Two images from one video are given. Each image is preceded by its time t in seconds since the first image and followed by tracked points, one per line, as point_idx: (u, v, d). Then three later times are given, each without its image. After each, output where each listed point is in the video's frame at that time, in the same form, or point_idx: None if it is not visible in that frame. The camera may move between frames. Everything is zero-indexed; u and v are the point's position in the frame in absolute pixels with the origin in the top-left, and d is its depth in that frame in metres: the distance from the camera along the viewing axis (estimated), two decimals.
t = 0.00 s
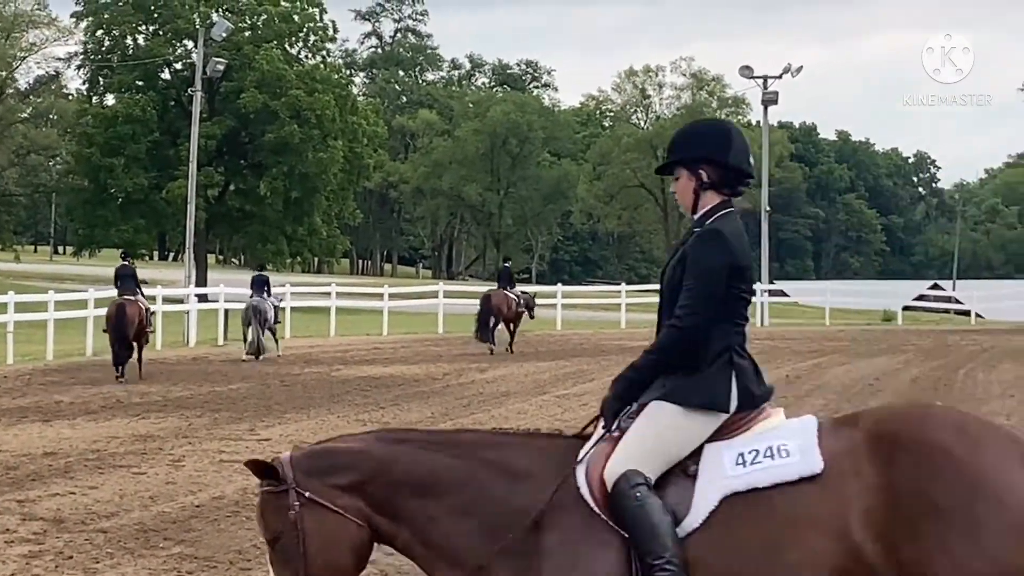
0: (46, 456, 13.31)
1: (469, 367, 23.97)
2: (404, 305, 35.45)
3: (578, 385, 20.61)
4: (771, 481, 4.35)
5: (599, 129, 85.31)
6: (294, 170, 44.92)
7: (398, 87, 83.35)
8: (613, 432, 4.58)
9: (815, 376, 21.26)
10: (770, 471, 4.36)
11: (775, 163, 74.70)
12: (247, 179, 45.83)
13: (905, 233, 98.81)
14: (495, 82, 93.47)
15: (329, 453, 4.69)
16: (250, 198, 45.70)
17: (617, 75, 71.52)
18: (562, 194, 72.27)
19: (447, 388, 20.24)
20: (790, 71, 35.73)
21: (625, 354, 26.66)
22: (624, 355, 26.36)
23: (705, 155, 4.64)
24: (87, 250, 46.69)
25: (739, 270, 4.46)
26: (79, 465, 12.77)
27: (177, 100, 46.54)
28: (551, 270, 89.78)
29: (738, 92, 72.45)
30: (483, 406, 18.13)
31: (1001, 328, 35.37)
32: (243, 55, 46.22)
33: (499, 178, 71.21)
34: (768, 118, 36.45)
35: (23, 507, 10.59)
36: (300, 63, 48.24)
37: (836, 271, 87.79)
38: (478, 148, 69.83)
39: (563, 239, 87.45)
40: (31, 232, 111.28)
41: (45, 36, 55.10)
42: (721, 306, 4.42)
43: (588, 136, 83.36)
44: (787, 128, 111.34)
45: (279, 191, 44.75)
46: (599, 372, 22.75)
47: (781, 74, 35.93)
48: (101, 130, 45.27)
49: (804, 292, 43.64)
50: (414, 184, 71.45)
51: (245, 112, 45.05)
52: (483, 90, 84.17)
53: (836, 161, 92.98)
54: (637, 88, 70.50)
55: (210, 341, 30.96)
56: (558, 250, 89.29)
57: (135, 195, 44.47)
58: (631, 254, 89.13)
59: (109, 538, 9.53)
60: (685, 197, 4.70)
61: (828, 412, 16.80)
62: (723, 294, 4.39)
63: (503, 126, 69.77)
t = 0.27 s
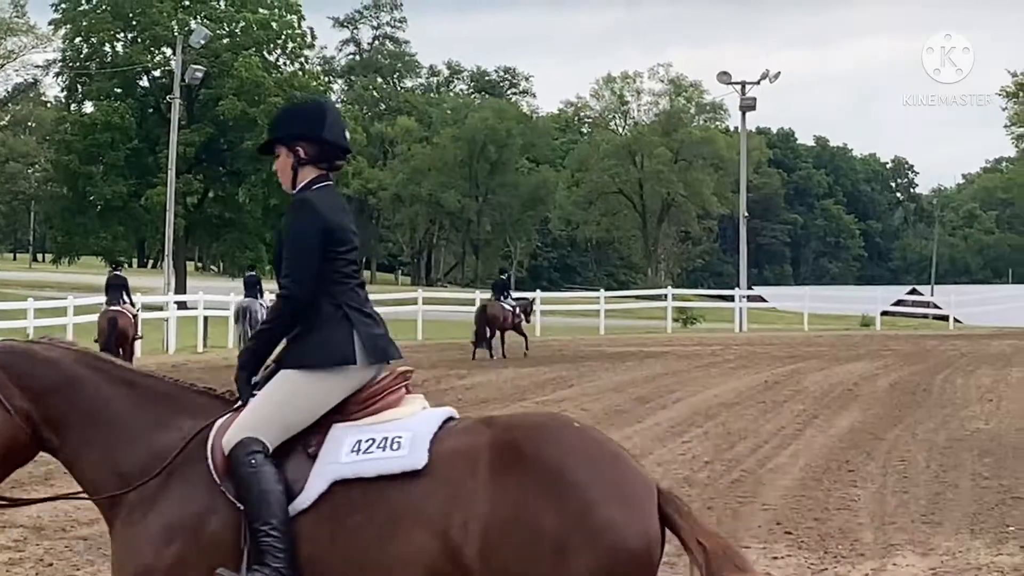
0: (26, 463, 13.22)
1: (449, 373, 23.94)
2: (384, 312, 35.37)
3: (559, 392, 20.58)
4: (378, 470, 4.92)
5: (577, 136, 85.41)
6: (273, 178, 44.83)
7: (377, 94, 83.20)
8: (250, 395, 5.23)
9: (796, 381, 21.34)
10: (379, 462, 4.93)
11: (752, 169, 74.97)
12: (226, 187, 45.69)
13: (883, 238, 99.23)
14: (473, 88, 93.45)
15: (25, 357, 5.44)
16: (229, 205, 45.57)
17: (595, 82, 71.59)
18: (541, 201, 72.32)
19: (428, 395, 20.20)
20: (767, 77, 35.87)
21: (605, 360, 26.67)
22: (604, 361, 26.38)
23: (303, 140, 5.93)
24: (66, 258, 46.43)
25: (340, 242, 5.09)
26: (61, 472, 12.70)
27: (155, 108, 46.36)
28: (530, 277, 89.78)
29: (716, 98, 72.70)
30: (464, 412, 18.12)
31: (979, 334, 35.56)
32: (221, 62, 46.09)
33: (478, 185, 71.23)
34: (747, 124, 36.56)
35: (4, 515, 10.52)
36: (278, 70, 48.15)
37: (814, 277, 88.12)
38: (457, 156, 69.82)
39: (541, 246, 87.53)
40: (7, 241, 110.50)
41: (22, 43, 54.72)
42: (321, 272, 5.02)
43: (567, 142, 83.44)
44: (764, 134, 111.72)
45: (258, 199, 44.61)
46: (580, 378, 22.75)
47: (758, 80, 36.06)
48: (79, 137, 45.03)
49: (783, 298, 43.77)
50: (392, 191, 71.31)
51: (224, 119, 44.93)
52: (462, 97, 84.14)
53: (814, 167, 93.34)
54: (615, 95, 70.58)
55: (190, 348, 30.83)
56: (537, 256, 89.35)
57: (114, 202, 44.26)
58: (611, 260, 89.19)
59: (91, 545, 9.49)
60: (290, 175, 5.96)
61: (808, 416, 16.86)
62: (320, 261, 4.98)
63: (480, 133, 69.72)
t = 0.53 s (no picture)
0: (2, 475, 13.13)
1: (427, 381, 23.90)
2: (362, 320, 35.26)
3: (537, 400, 20.55)
4: (12, 514, 4.53)
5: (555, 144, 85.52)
6: (251, 186, 44.70)
7: (354, 102, 83.06)
8: None
9: (773, 388, 21.40)
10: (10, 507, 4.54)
11: (730, 176, 75.24)
12: (203, 196, 45.53)
13: (860, 245, 99.66)
14: (451, 96, 93.48)
15: None
16: (207, 214, 45.42)
17: (572, 90, 71.68)
18: (519, 209, 72.39)
19: (406, 404, 20.16)
20: (744, 85, 35.98)
21: (583, 368, 26.68)
22: (583, 369, 26.37)
23: None
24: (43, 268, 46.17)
25: None
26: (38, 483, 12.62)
27: (133, 117, 46.17)
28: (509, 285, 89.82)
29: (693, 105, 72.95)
30: (443, 420, 18.09)
31: (955, 340, 35.70)
32: (199, 71, 45.96)
33: (456, 194, 71.23)
34: (723, 131, 36.66)
35: None
36: (256, 79, 48.01)
37: (792, 284, 88.44)
38: (435, 163, 69.83)
39: (519, 253, 87.63)
40: None
41: None
42: None
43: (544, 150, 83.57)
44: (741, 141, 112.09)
45: (236, 208, 44.46)
46: (558, 386, 22.76)
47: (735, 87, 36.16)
48: (57, 147, 44.81)
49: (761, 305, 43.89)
50: (370, 200, 71.18)
51: (201, 128, 44.78)
52: (440, 105, 84.18)
53: (791, 174, 93.72)
54: (593, 102, 70.68)
55: (168, 358, 30.65)
56: (515, 264, 89.43)
57: (92, 212, 44.04)
58: (589, 268, 89.31)
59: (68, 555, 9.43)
60: None
61: (786, 423, 16.91)
62: None
63: (458, 141, 69.96)
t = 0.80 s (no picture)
0: None
1: (400, 392, 23.70)
2: (335, 329, 35.05)
3: (511, 409, 20.41)
4: None
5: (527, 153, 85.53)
6: (223, 196, 44.41)
7: (327, 111, 82.80)
8: None
9: (747, 396, 21.34)
10: None
11: (703, 184, 75.44)
12: (176, 207, 45.21)
13: (833, 252, 100.00)
14: (424, 106, 93.40)
15: None
16: (180, 225, 45.12)
17: (545, 99, 71.59)
18: (491, 218, 72.32)
19: (379, 414, 19.98)
20: (717, 93, 36.00)
21: (557, 377, 26.54)
22: (557, 377, 26.26)
23: None
24: (15, 279, 45.74)
25: None
26: (10, 496, 12.42)
27: (105, 128, 45.80)
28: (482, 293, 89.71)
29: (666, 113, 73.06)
30: (416, 431, 17.91)
31: (927, 347, 35.78)
32: (171, 82, 45.64)
33: (428, 203, 71.10)
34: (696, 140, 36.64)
35: None
36: (228, 89, 47.71)
37: (765, 291, 88.66)
38: (407, 173, 69.65)
39: (493, 262, 87.57)
40: None
41: None
42: None
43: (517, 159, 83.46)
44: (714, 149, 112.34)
45: (208, 218, 44.16)
46: (532, 395, 22.60)
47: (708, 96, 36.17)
48: (29, 158, 44.39)
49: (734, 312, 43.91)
50: (342, 209, 70.85)
51: (173, 138, 44.48)
52: (412, 114, 83.96)
53: (764, 181, 94.02)
54: (565, 111, 70.62)
55: (140, 369, 30.36)
56: (488, 273, 89.33)
57: (64, 223, 43.65)
58: (562, 276, 89.22)
59: (41, 568, 9.27)
60: None
61: (759, 432, 16.83)
62: None
63: (431, 150, 69.67)
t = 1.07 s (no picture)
0: None
1: (372, 402, 23.56)
2: (307, 340, 34.86)
3: (483, 420, 20.31)
4: None
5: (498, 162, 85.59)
6: (194, 208, 44.16)
7: (297, 122, 82.55)
8: None
9: (720, 405, 21.34)
10: None
11: (674, 193, 75.71)
12: (147, 218, 44.91)
13: (804, 261, 100.46)
14: (394, 116, 93.29)
15: None
16: (151, 236, 44.83)
17: (516, 109, 71.63)
18: (463, 228, 72.32)
19: (351, 425, 19.82)
20: (687, 102, 36.06)
21: (529, 386, 26.47)
22: (529, 388, 26.16)
23: None
24: None
25: None
26: None
27: (75, 140, 45.46)
28: (453, 303, 89.65)
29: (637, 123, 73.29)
30: (388, 442, 17.79)
31: (897, 356, 35.89)
32: (141, 93, 45.36)
33: (399, 214, 70.98)
34: (668, 149, 36.70)
35: None
36: (199, 100, 47.45)
37: (736, 300, 88.97)
38: (378, 183, 69.48)
39: (464, 272, 87.48)
40: None
41: None
42: None
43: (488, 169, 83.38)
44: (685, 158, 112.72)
45: (179, 229, 43.91)
46: (504, 405, 22.52)
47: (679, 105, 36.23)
48: None
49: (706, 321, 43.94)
50: (313, 219, 70.56)
51: (144, 149, 44.18)
52: (384, 125, 83.83)
53: (734, 191, 94.43)
54: (536, 121, 70.69)
55: (109, 380, 30.09)
56: (460, 283, 89.23)
57: (34, 234, 43.26)
58: (534, 286, 89.13)
59: None
60: None
61: (732, 441, 16.82)
62: None
63: (402, 161, 69.40)
